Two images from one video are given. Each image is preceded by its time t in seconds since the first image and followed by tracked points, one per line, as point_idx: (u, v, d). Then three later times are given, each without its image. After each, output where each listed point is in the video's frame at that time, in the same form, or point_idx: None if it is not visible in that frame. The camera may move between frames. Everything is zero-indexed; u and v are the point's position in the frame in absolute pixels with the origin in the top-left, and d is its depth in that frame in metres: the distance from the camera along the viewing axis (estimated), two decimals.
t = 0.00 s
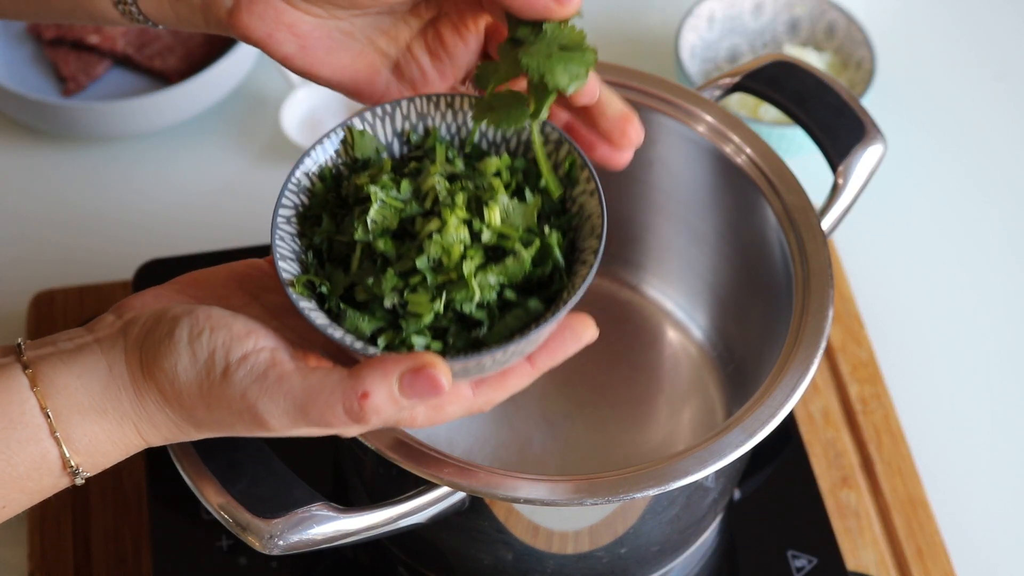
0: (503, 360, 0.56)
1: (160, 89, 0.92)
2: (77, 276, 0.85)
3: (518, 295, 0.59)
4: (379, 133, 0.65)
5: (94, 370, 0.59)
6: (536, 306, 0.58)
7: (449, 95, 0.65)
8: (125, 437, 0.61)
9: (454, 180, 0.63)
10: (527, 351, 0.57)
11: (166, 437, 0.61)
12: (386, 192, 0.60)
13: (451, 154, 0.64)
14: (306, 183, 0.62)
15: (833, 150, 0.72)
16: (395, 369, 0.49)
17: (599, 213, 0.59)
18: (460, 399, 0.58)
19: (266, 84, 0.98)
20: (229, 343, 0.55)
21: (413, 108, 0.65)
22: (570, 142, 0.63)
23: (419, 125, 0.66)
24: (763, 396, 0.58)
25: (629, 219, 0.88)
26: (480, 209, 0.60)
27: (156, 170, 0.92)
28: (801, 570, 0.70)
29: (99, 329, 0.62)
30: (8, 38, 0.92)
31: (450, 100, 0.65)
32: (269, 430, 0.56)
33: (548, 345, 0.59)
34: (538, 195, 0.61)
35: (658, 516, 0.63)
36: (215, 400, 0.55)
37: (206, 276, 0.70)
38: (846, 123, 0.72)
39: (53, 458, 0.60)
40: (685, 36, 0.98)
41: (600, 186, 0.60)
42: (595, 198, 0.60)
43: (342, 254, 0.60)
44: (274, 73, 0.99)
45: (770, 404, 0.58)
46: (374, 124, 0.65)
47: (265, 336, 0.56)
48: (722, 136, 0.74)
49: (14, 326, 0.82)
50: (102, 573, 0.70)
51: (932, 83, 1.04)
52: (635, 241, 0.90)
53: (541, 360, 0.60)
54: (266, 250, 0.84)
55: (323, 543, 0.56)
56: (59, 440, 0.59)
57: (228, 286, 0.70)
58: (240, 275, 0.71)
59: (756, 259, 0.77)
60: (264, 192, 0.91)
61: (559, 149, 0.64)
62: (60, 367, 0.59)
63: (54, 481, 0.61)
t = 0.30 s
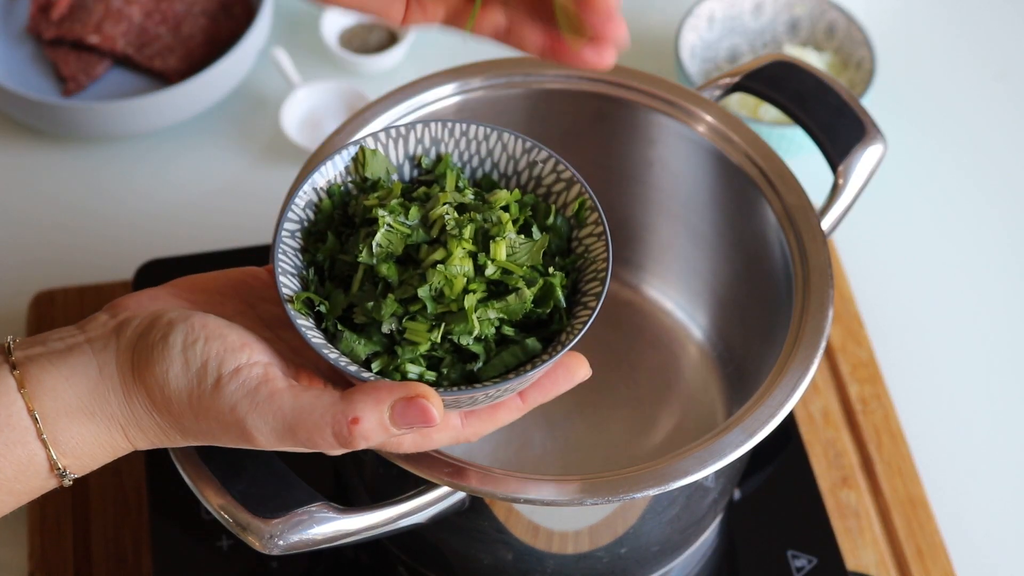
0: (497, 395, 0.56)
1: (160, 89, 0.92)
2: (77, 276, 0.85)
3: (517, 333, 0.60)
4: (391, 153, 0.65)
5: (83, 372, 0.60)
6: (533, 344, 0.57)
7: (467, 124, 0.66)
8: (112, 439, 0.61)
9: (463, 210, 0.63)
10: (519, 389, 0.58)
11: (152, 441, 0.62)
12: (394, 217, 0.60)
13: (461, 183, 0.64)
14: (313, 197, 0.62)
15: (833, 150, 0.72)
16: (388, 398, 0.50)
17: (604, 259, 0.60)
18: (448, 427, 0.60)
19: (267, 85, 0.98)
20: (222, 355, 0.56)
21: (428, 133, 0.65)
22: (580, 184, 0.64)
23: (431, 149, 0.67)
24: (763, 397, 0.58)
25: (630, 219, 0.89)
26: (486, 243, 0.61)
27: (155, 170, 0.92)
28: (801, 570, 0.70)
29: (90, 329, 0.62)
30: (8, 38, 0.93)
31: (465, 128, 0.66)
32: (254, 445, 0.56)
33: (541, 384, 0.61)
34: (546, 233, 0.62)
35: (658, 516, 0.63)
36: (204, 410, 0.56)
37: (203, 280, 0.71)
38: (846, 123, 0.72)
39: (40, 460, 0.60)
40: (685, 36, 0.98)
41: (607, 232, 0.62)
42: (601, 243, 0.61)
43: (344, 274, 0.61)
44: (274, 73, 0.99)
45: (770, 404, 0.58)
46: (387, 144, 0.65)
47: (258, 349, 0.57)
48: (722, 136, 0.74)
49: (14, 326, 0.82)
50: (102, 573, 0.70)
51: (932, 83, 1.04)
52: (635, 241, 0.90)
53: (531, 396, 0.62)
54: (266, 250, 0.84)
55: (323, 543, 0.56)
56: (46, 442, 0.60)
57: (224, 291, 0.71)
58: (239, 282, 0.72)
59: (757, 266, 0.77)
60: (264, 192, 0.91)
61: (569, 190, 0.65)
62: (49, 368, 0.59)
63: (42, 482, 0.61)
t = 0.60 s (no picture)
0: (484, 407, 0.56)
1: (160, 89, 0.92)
2: (77, 276, 0.85)
3: (506, 345, 0.60)
4: (386, 158, 0.65)
5: (67, 368, 0.60)
6: (522, 356, 0.58)
7: (461, 131, 0.66)
8: (95, 434, 0.61)
9: (456, 219, 0.62)
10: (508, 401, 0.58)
11: (136, 438, 0.62)
12: (388, 223, 0.59)
13: (455, 192, 0.64)
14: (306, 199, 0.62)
15: (833, 150, 0.72)
16: (376, 406, 0.49)
17: (597, 273, 0.60)
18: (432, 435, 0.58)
19: (267, 85, 0.98)
20: (210, 355, 0.55)
21: (424, 138, 0.65)
22: (575, 197, 0.64)
23: (427, 155, 0.66)
24: (763, 397, 0.58)
25: (631, 219, 0.89)
26: (479, 253, 0.61)
27: (155, 170, 0.92)
28: (801, 570, 0.70)
29: (76, 322, 0.62)
30: (8, 38, 0.93)
31: (461, 134, 0.66)
32: (238, 446, 0.56)
33: (526, 394, 0.60)
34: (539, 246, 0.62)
35: (658, 515, 0.63)
36: (190, 409, 0.56)
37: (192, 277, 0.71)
38: (846, 123, 0.72)
39: (23, 457, 0.61)
40: (685, 36, 0.98)
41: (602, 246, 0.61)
42: (595, 258, 0.61)
43: (335, 278, 0.61)
44: (274, 73, 0.99)
45: (770, 404, 0.58)
46: (382, 148, 0.64)
47: (246, 350, 0.57)
48: (720, 135, 0.75)
49: (14, 326, 0.82)
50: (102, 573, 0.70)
51: (932, 83, 1.04)
52: (635, 241, 0.90)
53: (517, 407, 0.61)
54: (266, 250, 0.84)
55: (323, 543, 0.56)
56: (29, 440, 0.60)
57: (216, 291, 0.71)
58: (230, 283, 0.72)
59: (759, 265, 0.77)
60: (265, 192, 0.91)
61: (563, 203, 0.65)
62: (33, 365, 0.59)
63: (25, 479, 0.62)
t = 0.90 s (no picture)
0: (468, 429, 0.55)
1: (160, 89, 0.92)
2: (78, 276, 0.85)
3: (489, 364, 0.59)
4: (363, 177, 0.65)
5: (39, 398, 0.58)
6: (504, 376, 0.57)
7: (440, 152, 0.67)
8: (66, 467, 0.59)
9: (436, 237, 0.62)
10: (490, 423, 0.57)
11: (109, 468, 0.60)
12: (367, 243, 0.59)
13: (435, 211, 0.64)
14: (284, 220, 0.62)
15: (833, 150, 0.72)
16: (355, 425, 0.48)
17: (580, 291, 0.60)
18: (413, 458, 0.56)
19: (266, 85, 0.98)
20: (185, 380, 0.54)
21: (402, 159, 0.65)
22: (555, 216, 0.64)
23: (405, 175, 0.67)
24: (763, 396, 0.58)
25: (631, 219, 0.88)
26: (460, 272, 0.60)
27: (155, 170, 0.92)
28: (801, 569, 0.70)
29: (47, 353, 0.61)
30: (9, 38, 0.93)
31: (439, 155, 0.67)
32: (216, 472, 0.54)
33: (509, 415, 0.59)
34: (521, 265, 0.62)
35: (658, 515, 0.63)
36: (164, 436, 0.54)
37: (166, 303, 0.70)
38: (846, 123, 0.73)
39: None
40: (685, 36, 0.98)
41: (582, 264, 0.62)
42: (577, 277, 0.61)
43: (313, 298, 0.60)
44: (273, 73, 0.99)
45: (770, 404, 0.58)
46: (359, 168, 0.64)
47: (222, 376, 0.56)
48: (720, 135, 0.75)
49: (15, 326, 0.82)
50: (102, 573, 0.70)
51: (932, 83, 1.04)
52: (635, 241, 0.90)
53: (500, 427, 0.59)
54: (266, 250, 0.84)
55: (323, 543, 0.56)
56: None
57: (188, 314, 0.70)
58: (202, 306, 0.71)
59: (758, 266, 0.77)
60: (265, 192, 0.91)
61: (544, 221, 0.65)
62: (4, 394, 0.58)
63: None
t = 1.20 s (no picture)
0: (472, 410, 0.55)
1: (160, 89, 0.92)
2: (78, 276, 0.85)
3: (492, 346, 0.59)
4: (361, 165, 0.65)
5: (39, 392, 0.57)
6: (508, 357, 0.56)
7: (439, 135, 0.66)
8: (69, 460, 0.59)
9: (437, 221, 0.62)
10: (495, 405, 0.57)
11: (114, 461, 0.60)
12: (366, 227, 0.59)
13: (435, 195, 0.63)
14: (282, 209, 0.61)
15: (832, 150, 0.72)
16: (359, 409, 0.48)
17: (582, 272, 0.60)
18: (420, 446, 0.56)
19: (266, 85, 0.98)
20: (187, 369, 0.53)
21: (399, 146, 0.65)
22: (556, 198, 0.64)
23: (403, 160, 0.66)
24: (763, 397, 0.58)
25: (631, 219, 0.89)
26: (461, 255, 0.60)
27: (155, 170, 0.92)
28: (801, 569, 0.70)
29: (48, 348, 0.60)
30: (8, 38, 0.93)
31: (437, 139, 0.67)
32: (221, 460, 0.54)
33: (515, 399, 0.59)
34: (522, 246, 0.61)
35: (658, 515, 0.64)
36: (168, 425, 0.53)
37: (168, 297, 0.70)
38: (846, 123, 0.73)
39: None
40: (685, 36, 0.98)
41: (584, 244, 0.61)
42: (579, 257, 0.60)
43: (314, 286, 0.60)
44: (273, 72, 0.99)
45: (770, 404, 0.58)
46: (358, 156, 0.64)
47: (224, 364, 0.55)
48: (721, 137, 0.75)
49: (15, 327, 0.82)
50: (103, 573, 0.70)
51: (933, 83, 1.04)
52: (635, 240, 0.90)
53: (506, 412, 0.60)
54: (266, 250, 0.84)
55: (323, 543, 0.56)
56: None
57: (190, 307, 0.70)
58: (204, 300, 0.71)
59: (757, 262, 0.77)
60: (265, 192, 0.91)
61: (545, 203, 0.65)
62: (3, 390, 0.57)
63: None
